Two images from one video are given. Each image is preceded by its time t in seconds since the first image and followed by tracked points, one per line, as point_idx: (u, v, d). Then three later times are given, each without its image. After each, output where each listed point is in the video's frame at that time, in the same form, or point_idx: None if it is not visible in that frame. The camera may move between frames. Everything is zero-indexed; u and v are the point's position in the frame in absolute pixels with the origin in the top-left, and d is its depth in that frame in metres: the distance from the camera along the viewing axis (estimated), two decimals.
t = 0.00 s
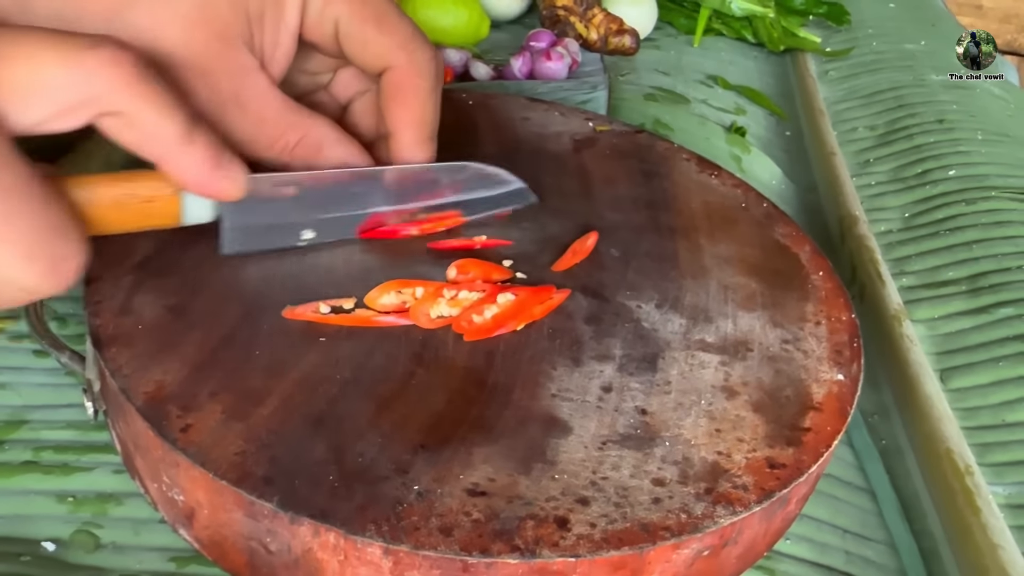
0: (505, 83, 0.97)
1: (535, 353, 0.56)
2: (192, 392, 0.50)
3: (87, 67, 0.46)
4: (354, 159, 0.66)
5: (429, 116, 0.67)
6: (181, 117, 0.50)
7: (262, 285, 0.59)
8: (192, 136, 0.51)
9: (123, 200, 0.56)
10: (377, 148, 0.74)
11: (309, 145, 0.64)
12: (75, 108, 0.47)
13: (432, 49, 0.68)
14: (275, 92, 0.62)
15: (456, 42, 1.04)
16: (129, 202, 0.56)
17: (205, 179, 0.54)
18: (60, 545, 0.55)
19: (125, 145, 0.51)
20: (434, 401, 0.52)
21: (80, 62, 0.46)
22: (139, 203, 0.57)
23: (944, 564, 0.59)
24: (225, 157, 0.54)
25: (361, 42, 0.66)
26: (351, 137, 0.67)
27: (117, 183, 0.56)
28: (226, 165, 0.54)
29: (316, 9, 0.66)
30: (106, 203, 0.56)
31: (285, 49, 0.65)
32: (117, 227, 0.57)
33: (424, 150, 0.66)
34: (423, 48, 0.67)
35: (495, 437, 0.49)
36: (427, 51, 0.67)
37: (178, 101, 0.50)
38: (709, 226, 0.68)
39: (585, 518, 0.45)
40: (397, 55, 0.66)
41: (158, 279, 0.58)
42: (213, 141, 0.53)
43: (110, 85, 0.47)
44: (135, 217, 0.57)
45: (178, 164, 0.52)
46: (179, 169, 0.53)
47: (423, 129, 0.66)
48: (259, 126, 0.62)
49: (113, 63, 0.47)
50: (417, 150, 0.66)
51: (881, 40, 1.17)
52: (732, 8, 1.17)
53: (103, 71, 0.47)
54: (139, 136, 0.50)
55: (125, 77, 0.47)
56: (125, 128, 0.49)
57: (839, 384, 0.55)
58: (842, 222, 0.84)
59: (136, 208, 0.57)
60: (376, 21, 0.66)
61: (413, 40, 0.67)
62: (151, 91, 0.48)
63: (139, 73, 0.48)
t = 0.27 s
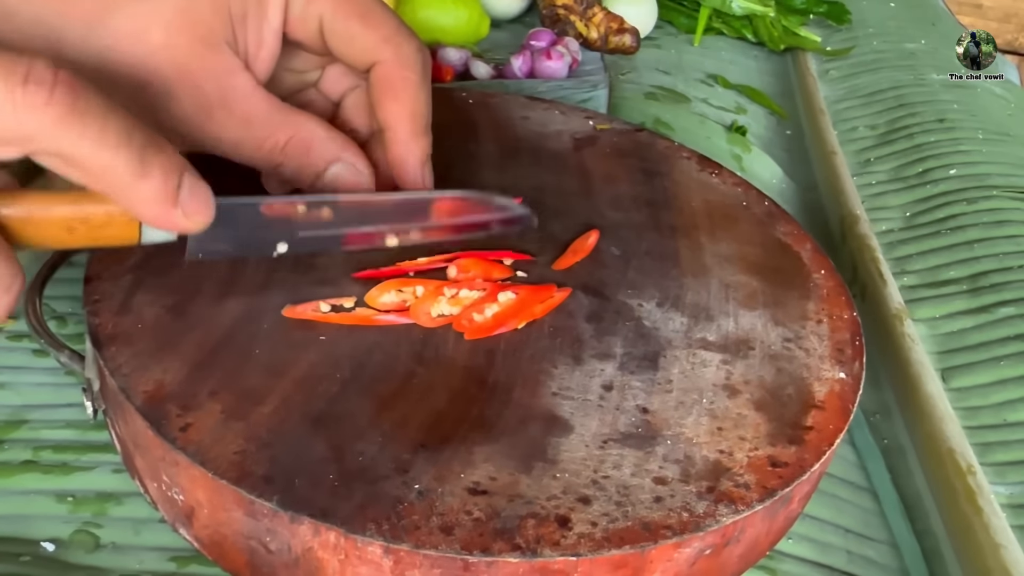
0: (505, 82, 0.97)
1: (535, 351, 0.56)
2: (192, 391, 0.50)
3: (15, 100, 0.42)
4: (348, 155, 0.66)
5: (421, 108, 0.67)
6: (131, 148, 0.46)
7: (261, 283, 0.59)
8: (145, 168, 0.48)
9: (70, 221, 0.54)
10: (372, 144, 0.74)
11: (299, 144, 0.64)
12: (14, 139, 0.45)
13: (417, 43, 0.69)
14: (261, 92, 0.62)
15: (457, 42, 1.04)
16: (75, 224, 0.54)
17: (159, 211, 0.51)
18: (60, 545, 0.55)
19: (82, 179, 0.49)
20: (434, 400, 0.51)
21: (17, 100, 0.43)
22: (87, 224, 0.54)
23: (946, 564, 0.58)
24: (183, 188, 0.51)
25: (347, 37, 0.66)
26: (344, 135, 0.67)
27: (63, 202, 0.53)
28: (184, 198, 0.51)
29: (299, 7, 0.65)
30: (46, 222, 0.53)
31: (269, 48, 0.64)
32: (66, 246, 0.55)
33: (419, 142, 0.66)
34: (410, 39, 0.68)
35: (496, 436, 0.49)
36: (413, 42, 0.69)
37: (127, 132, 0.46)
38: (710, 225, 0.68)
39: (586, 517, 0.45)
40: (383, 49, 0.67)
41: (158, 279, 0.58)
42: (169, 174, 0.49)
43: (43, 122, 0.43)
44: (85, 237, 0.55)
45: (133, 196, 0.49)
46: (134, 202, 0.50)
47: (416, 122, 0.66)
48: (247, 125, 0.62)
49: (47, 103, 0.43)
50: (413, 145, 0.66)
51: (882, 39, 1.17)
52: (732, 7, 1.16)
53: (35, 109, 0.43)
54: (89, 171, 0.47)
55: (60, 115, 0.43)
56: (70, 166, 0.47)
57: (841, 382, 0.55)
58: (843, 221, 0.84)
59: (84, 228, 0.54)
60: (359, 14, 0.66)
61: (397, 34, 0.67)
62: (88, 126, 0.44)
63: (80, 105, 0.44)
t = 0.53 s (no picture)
0: (505, 82, 0.97)
1: (535, 351, 0.56)
2: (192, 391, 0.50)
3: None
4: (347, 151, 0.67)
5: (425, 111, 0.69)
6: (90, 91, 0.48)
7: (261, 283, 0.59)
8: (105, 113, 0.49)
9: (36, 177, 0.56)
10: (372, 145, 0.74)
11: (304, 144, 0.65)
12: None
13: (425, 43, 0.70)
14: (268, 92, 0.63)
15: (457, 41, 1.04)
16: (42, 180, 0.56)
17: (124, 160, 0.52)
18: (60, 545, 0.55)
19: (43, 126, 0.49)
20: (434, 400, 0.51)
21: None
22: (53, 181, 0.56)
23: (946, 564, 0.58)
24: (145, 135, 0.52)
25: (355, 37, 0.67)
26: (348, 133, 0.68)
27: (27, 160, 0.55)
28: (145, 145, 0.52)
29: (309, 6, 0.66)
30: (14, 180, 0.55)
31: (277, 47, 0.66)
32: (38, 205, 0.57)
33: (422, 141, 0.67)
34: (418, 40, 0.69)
35: (496, 436, 0.49)
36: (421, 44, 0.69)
37: (82, 74, 0.48)
38: (709, 224, 0.68)
39: (586, 517, 0.45)
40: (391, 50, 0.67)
41: (158, 278, 0.58)
42: (128, 119, 0.50)
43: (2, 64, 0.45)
44: (53, 194, 0.57)
45: (94, 144, 0.50)
46: (97, 149, 0.51)
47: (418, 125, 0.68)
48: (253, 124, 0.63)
49: (8, 42, 0.45)
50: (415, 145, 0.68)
51: (882, 39, 1.17)
52: (732, 7, 1.16)
53: None
54: (53, 117, 0.48)
55: (21, 55, 0.45)
56: (30, 108, 0.48)
57: (841, 382, 0.55)
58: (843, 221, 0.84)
59: (49, 184, 0.56)
60: (368, 15, 0.67)
61: (406, 36, 0.68)
62: (48, 66, 0.46)
63: (39, 49, 0.46)
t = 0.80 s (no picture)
0: (505, 82, 0.97)
1: (535, 353, 0.56)
2: (192, 392, 0.50)
3: (110, 45, 0.45)
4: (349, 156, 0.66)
5: (425, 117, 0.68)
6: (214, 95, 0.49)
7: (262, 284, 0.59)
8: (225, 116, 0.50)
9: (154, 178, 0.55)
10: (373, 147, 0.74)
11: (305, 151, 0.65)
12: (110, 85, 0.46)
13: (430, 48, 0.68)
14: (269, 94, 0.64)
15: (457, 42, 1.04)
16: (159, 180, 0.56)
17: (238, 160, 0.53)
18: (60, 546, 0.55)
19: (174, 126, 0.50)
20: (434, 401, 0.51)
21: (116, 45, 0.45)
22: (169, 181, 0.56)
23: (945, 565, 0.58)
24: (258, 138, 0.53)
25: (358, 43, 0.66)
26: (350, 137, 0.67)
27: (146, 162, 0.55)
28: (258, 148, 0.53)
29: (312, 8, 0.65)
30: (136, 183, 0.55)
31: (280, 52, 0.66)
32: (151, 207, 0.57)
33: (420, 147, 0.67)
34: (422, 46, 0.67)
35: (496, 437, 0.49)
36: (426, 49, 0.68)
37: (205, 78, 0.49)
38: (709, 226, 0.68)
39: (586, 518, 0.45)
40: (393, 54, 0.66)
41: (158, 279, 0.58)
42: (241, 123, 0.52)
43: (143, 66, 0.46)
44: (167, 195, 0.57)
45: (213, 145, 0.51)
46: (211, 150, 0.52)
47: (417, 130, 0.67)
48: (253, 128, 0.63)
49: (147, 44, 0.46)
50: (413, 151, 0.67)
51: (881, 39, 1.17)
52: (732, 7, 1.16)
53: (130, 52, 0.45)
54: (176, 117, 0.49)
55: (158, 58, 0.46)
56: (159, 109, 0.48)
57: (840, 384, 0.55)
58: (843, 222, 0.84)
59: (166, 185, 0.56)
60: (370, 19, 0.65)
61: (409, 41, 0.66)
62: (183, 71, 0.47)
63: (174, 53, 0.47)
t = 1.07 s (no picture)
0: (505, 83, 0.97)
1: (534, 353, 0.56)
2: (192, 391, 0.50)
3: (143, 60, 0.47)
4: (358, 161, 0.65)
5: (435, 115, 0.67)
6: (242, 109, 0.51)
7: (261, 284, 0.59)
8: (252, 130, 0.52)
9: (178, 190, 0.56)
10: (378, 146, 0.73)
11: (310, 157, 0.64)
12: (146, 100, 0.48)
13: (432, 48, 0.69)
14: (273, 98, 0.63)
15: (456, 43, 1.04)
16: (183, 193, 0.57)
17: (264, 173, 0.55)
18: (60, 545, 0.55)
19: (195, 138, 0.52)
20: (433, 401, 0.52)
21: (147, 59, 0.47)
22: (193, 194, 0.57)
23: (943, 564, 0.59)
24: (284, 152, 0.55)
25: (364, 43, 0.67)
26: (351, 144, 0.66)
27: (172, 174, 0.56)
28: (285, 158, 0.55)
29: (316, 12, 0.67)
30: (160, 193, 0.56)
31: (281, 57, 0.66)
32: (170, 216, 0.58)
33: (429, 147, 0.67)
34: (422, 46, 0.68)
35: (495, 437, 0.49)
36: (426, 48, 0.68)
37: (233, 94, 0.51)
38: (708, 226, 0.68)
39: (585, 518, 0.45)
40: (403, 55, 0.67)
41: (158, 280, 0.58)
42: (270, 135, 0.54)
43: (178, 80, 0.48)
44: (192, 205, 0.58)
45: (236, 156, 0.53)
46: (239, 161, 0.54)
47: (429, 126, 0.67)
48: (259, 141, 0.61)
49: (180, 58, 0.48)
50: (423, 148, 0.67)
51: (880, 40, 1.17)
52: (730, 8, 1.17)
53: (164, 65, 0.47)
54: (200, 127, 0.51)
55: (191, 72, 0.48)
56: (190, 121, 0.50)
57: (838, 384, 0.55)
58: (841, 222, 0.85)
59: (192, 198, 0.57)
60: (375, 21, 0.67)
61: (414, 40, 0.68)
62: (215, 88, 0.49)
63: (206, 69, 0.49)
